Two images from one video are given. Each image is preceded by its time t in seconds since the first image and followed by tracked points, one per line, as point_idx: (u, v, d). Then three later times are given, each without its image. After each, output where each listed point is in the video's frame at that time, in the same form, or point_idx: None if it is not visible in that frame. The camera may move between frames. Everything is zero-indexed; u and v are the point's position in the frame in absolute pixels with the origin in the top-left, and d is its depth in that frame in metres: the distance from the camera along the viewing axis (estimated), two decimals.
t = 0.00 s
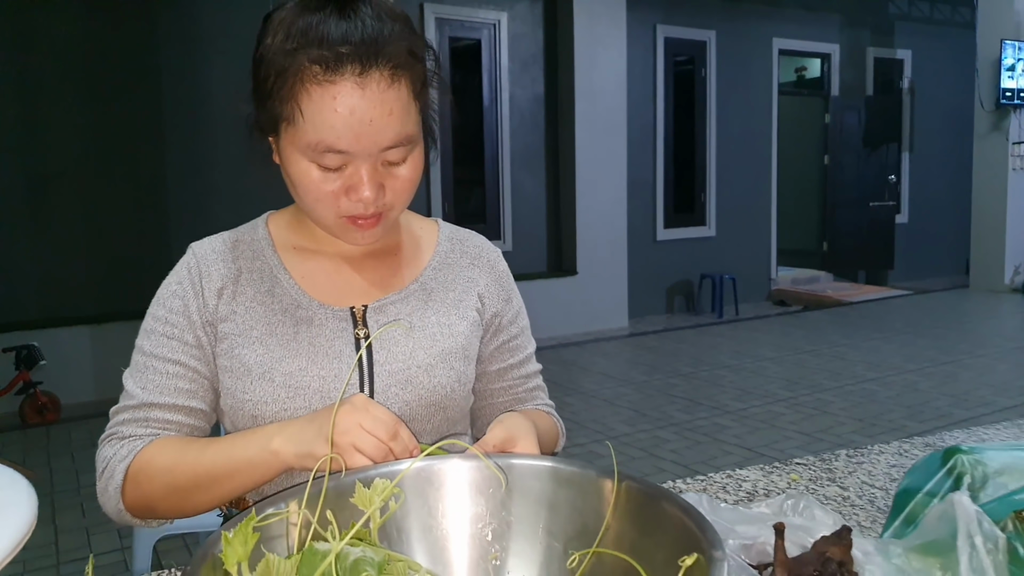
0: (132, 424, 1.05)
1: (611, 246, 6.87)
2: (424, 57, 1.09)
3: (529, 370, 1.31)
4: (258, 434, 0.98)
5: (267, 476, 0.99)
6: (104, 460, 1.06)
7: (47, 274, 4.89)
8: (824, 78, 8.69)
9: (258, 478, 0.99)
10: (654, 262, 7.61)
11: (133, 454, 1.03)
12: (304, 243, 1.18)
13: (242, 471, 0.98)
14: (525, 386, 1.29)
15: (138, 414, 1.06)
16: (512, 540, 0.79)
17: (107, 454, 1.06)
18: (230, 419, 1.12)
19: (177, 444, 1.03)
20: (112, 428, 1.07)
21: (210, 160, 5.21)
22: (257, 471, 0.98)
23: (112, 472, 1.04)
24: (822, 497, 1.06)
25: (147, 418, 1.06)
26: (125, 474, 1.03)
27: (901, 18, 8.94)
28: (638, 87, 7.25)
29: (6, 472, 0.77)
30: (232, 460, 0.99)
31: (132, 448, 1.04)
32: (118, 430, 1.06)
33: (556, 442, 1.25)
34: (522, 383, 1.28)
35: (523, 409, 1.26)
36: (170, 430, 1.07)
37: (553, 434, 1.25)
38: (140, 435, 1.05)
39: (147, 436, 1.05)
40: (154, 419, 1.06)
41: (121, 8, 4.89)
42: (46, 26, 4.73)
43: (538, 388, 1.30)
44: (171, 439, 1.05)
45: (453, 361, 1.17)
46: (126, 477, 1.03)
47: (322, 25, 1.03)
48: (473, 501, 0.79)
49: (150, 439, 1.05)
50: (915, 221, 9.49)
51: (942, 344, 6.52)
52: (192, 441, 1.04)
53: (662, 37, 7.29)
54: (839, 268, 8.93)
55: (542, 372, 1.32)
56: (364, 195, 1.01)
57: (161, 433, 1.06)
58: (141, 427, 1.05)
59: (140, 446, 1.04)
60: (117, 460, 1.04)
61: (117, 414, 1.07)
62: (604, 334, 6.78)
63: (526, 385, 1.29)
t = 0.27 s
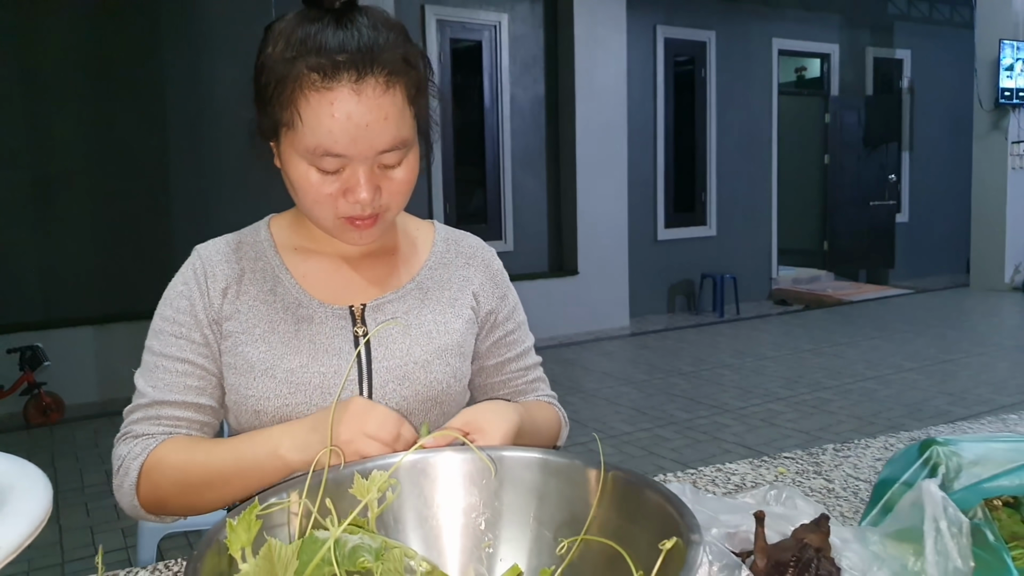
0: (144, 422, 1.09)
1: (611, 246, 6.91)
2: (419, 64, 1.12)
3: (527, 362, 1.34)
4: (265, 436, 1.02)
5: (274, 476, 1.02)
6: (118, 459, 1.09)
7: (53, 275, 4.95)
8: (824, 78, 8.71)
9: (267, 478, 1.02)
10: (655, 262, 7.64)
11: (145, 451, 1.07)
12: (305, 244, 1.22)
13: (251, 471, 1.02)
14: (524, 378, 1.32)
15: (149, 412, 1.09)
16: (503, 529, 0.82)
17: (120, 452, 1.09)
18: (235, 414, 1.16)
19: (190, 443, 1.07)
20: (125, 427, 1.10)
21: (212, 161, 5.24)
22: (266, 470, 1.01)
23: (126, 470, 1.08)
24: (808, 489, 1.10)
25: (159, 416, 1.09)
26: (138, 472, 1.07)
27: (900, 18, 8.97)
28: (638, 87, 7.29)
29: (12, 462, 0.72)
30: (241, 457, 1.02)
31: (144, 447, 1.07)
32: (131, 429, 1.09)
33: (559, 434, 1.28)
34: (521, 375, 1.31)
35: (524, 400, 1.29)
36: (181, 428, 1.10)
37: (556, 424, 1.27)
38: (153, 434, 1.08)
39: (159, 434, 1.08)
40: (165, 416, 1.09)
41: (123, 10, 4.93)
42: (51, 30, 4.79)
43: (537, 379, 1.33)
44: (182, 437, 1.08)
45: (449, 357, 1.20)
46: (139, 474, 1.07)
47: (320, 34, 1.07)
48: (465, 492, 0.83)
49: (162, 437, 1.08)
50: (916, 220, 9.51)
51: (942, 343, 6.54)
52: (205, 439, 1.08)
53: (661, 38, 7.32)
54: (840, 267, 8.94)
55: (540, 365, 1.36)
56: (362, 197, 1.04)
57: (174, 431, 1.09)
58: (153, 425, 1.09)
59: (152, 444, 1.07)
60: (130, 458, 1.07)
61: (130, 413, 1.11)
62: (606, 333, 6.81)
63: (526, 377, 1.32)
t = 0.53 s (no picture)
0: (145, 420, 1.12)
1: (611, 247, 6.94)
2: (413, 70, 1.16)
3: (523, 358, 1.37)
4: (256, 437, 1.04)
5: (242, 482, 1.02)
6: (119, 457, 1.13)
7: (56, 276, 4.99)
8: (823, 80, 8.75)
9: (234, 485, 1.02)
10: (654, 263, 7.67)
11: (141, 448, 1.10)
12: (304, 244, 1.25)
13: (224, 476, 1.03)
14: (522, 372, 1.35)
15: (149, 411, 1.13)
16: (492, 517, 0.85)
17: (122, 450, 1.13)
18: (236, 410, 1.19)
19: (182, 444, 1.09)
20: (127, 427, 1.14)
21: (213, 162, 5.28)
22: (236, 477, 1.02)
23: (125, 467, 1.11)
24: (791, 482, 1.13)
25: (157, 415, 1.12)
26: (134, 468, 1.09)
27: (899, 20, 9.00)
28: (637, 89, 7.32)
29: (26, 453, 0.71)
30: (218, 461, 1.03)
31: (141, 444, 1.10)
32: (133, 427, 1.13)
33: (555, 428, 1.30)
34: (517, 370, 1.35)
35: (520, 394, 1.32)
36: (178, 426, 1.13)
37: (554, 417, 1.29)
38: (150, 432, 1.11)
39: (156, 432, 1.11)
40: (164, 415, 1.12)
41: (126, 13, 4.97)
42: (55, 32, 4.83)
43: (535, 372, 1.36)
44: (176, 439, 1.10)
45: (444, 353, 1.24)
46: (134, 471, 1.10)
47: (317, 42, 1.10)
48: (454, 482, 0.86)
49: (158, 435, 1.11)
50: (915, 221, 9.54)
51: (939, 344, 6.57)
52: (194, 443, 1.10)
53: (661, 40, 7.36)
54: (838, 269, 8.96)
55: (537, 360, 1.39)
56: (357, 199, 1.07)
57: (170, 430, 1.12)
58: (151, 423, 1.12)
59: (148, 443, 1.10)
60: (129, 455, 1.10)
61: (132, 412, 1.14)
62: (605, 333, 6.84)
63: (523, 371, 1.35)
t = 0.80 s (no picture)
0: (143, 409, 1.15)
1: (610, 248, 6.97)
2: (409, 71, 1.19)
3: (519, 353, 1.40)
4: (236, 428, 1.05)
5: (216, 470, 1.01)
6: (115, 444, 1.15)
7: (59, 273, 5.03)
8: (822, 83, 8.78)
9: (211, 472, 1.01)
10: (653, 264, 7.70)
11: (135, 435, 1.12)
12: (303, 241, 1.28)
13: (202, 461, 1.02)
14: (518, 366, 1.37)
15: (147, 401, 1.16)
16: (481, 505, 0.89)
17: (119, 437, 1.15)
18: (235, 401, 1.23)
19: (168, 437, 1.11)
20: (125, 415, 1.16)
21: (215, 161, 5.30)
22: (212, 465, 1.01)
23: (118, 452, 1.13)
24: (775, 475, 1.16)
25: (154, 404, 1.15)
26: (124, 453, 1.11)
27: (900, 23, 9.03)
28: (637, 90, 7.35)
29: (32, 437, 0.74)
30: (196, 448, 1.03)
31: (134, 431, 1.12)
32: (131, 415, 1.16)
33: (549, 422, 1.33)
34: (513, 365, 1.38)
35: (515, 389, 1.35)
36: (170, 416, 1.15)
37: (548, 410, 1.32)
38: (144, 420, 1.14)
39: (150, 420, 1.13)
40: (159, 404, 1.15)
41: (129, 12, 5.00)
42: (58, 31, 4.86)
43: (531, 367, 1.39)
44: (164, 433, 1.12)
45: (439, 347, 1.27)
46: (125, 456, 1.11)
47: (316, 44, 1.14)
48: (445, 471, 0.90)
49: (151, 424, 1.13)
50: (914, 224, 9.57)
51: (936, 346, 6.59)
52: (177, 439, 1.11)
53: (661, 42, 7.39)
54: (837, 271, 8.98)
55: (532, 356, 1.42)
56: (354, 196, 1.10)
57: (161, 419, 1.14)
58: (148, 412, 1.15)
59: (141, 430, 1.12)
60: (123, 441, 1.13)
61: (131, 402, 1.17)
62: (604, 334, 6.87)
63: (518, 366, 1.37)
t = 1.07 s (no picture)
0: (155, 405, 1.19)
1: (613, 250, 6.99)
2: (407, 74, 1.21)
3: (517, 352, 1.42)
4: (242, 412, 1.08)
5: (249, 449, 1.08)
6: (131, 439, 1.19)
7: (66, 275, 5.07)
8: (826, 85, 8.79)
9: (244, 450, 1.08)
10: (656, 266, 7.72)
11: (152, 430, 1.16)
12: (306, 241, 1.30)
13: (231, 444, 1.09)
14: (516, 365, 1.40)
15: (158, 397, 1.19)
16: (481, 496, 0.91)
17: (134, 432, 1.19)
18: (241, 397, 1.25)
19: (186, 422, 1.15)
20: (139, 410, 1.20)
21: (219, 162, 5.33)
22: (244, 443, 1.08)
23: (136, 447, 1.17)
24: (771, 471, 1.18)
25: (166, 400, 1.19)
26: (145, 448, 1.16)
27: (903, 25, 9.04)
28: (640, 93, 7.37)
29: (50, 429, 0.76)
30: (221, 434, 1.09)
31: (151, 427, 1.16)
32: (143, 411, 1.19)
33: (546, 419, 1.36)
34: (511, 364, 1.40)
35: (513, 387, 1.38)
36: (184, 410, 1.19)
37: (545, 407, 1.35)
38: (159, 415, 1.18)
39: (164, 415, 1.18)
40: (172, 400, 1.19)
41: (135, 15, 5.04)
42: (65, 34, 4.90)
43: (528, 367, 1.42)
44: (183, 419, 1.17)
45: (440, 346, 1.29)
46: (145, 451, 1.16)
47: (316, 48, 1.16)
48: (445, 464, 0.92)
49: (167, 418, 1.17)
50: (918, 226, 9.57)
51: (939, 348, 6.60)
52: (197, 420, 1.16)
53: (664, 45, 7.41)
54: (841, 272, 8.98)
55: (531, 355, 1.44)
56: (355, 197, 1.12)
57: (179, 413, 1.19)
58: (161, 407, 1.18)
59: (157, 425, 1.16)
60: (140, 436, 1.17)
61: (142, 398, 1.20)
62: (607, 335, 6.89)
63: (516, 365, 1.40)
